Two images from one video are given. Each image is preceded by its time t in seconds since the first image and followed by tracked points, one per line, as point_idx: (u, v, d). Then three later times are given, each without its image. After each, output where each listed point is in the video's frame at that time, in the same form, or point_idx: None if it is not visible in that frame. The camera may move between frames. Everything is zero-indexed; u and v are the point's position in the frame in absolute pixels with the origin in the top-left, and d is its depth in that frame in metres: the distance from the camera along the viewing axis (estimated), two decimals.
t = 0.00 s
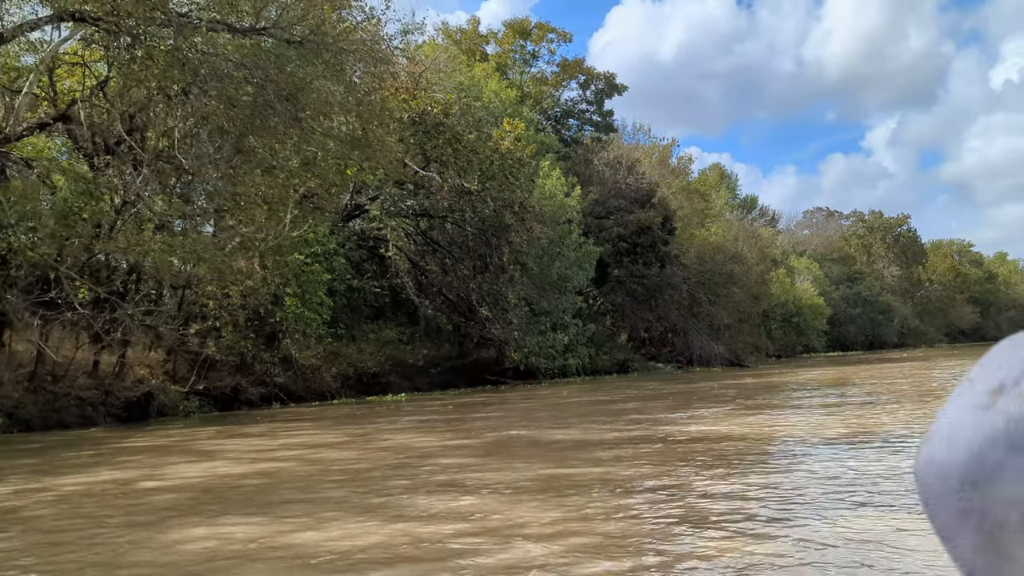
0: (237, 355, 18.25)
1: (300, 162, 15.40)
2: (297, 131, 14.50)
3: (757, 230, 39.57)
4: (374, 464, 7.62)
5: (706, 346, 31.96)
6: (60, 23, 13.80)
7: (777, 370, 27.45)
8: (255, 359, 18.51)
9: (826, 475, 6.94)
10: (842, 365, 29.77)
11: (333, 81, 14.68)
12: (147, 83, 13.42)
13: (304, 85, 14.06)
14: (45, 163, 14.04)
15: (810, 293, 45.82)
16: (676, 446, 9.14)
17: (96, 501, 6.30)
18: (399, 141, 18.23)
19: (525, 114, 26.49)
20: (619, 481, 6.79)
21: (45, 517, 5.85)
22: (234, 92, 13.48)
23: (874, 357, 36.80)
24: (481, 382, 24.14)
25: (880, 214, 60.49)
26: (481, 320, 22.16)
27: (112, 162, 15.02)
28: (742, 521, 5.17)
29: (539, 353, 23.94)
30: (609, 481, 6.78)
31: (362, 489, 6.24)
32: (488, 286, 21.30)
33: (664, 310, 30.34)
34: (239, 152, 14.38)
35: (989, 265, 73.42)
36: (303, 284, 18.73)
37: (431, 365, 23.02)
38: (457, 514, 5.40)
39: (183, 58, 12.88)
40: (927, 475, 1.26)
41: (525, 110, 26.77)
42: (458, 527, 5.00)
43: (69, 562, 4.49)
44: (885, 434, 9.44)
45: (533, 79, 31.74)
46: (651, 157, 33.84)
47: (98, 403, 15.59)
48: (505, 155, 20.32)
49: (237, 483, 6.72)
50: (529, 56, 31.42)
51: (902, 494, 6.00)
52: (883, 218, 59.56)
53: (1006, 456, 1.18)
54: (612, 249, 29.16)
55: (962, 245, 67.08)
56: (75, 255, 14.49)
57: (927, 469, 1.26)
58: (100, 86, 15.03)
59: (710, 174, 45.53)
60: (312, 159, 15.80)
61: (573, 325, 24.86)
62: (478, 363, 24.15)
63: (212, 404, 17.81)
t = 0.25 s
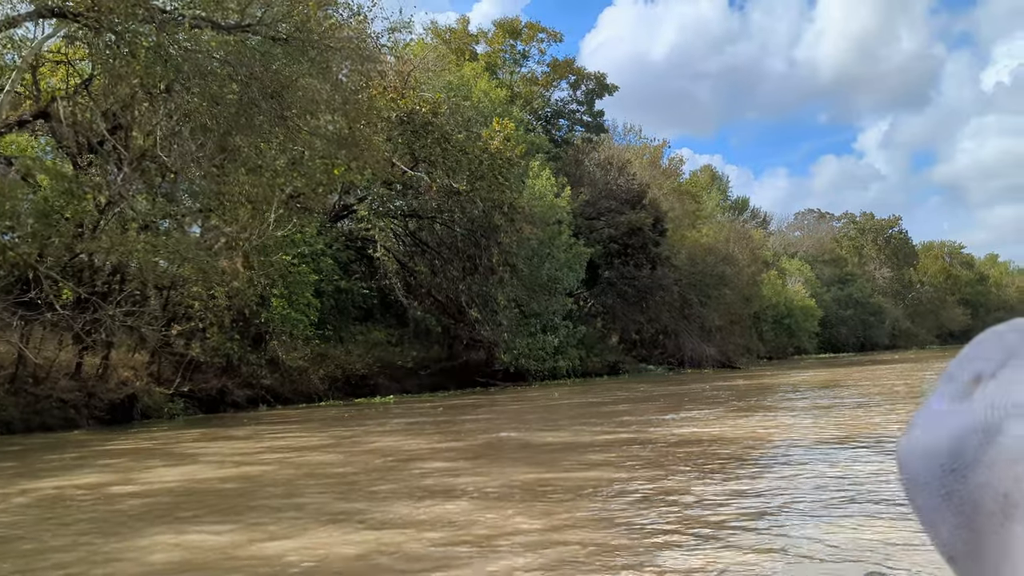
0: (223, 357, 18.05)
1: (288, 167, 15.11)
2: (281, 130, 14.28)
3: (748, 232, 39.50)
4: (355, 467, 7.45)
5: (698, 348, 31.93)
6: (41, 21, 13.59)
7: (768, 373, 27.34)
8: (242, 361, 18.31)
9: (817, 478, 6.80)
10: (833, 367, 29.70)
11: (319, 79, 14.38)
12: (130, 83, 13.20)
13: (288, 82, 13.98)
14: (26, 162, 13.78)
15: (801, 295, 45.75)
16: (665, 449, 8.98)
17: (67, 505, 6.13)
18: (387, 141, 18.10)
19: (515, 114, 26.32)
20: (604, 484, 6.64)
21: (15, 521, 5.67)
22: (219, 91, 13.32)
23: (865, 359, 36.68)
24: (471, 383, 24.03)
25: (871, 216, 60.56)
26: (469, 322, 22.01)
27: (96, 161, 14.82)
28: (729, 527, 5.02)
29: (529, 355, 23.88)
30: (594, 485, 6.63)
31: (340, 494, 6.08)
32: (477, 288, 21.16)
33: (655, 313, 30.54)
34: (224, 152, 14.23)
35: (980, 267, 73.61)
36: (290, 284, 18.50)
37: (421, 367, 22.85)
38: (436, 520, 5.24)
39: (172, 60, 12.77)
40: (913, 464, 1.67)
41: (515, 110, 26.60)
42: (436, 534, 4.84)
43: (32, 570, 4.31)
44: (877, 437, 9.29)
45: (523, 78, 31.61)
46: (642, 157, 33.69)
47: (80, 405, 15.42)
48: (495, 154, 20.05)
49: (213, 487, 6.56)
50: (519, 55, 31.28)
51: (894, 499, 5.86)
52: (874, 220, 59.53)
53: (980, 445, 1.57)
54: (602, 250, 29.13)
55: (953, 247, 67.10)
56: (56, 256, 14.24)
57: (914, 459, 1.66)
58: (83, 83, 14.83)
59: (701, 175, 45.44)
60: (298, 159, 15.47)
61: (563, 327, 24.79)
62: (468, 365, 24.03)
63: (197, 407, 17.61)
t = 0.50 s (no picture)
0: (207, 357, 17.88)
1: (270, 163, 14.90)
2: (262, 126, 13.97)
3: (738, 232, 39.42)
4: (332, 471, 7.26)
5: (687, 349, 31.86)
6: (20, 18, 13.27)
7: (757, 373, 27.23)
8: (226, 361, 18.12)
9: (806, 482, 6.64)
10: (822, 368, 29.63)
11: (303, 77, 14.06)
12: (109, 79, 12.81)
13: (268, 78, 13.58)
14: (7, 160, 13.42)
15: (791, 296, 45.78)
16: (652, 450, 8.81)
17: (30, 511, 5.93)
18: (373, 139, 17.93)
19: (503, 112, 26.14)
20: (588, 487, 6.46)
21: None
22: (200, 87, 12.99)
23: (855, 360, 36.62)
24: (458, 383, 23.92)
25: (861, 217, 60.61)
26: (457, 322, 21.78)
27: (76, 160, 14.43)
28: (713, 534, 4.85)
29: (517, 355, 23.75)
30: (577, 488, 6.45)
31: (313, 499, 5.89)
32: (465, 289, 20.94)
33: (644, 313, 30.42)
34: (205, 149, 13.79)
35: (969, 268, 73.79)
36: (274, 284, 18.21)
37: (408, 367, 22.71)
38: (410, 528, 5.05)
39: (155, 58, 12.52)
40: (896, 447, 1.64)
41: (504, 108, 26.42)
42: (408, 544, 4.65)
43: None
44: (868, 439, 9.14)
45: (512, 77, 31.44)
46: (631, 157, 33.56)
47: (60, 406, 15.12)
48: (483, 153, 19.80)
49: (183, 492, 6.36)
50: (508, 54, 31.17)
51: (885, 505, 5.69)
52: (864, 220, 59.66)
53: (965, 424, 1.56)
54: (591, 250, 29.01)
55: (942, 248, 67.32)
56: (34, 255, 13.95)
57: (896, 440, 1.64)
58: (64, 80, 14.32)
59: (691, 175, 45.35)
60: (283, 156, 15.29)
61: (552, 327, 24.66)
62: (456, 365, 23.88)
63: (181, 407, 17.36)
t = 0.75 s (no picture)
0: (192, 356, 17.64)
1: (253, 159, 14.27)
2: (247, 122, 13.35)
3: (728, 230, 39.40)
4: (311, 473, 7.07)
5: (677, 348, 31.82)
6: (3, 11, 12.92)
7: (747, 372, 27.21)
8: (211, 360, 17.89)
9: (798, 483, 6.47)
10: (813, 367, 29.60)
11: (288, 72, 13.76)
12: (91, 76, 12.00)
13: (253, 71, 13.02)
14: None
15: (781, 295, 45.85)
16: (640, 450, 8.65)
17: None
18: (360, 136, 17.80)
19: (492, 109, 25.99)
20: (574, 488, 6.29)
21: None
22: (183, 82, 12.37)
23: (846, 359, 36.63)
24: (446, 383, 23.83)
25: (851, 216, 60.72)
26: (445, 322, 21.60)
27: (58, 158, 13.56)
28: (699, 540, 4.67)
29: (506, 355, 23.66)
30: (563, 490, 6.27)
31: (287, 505, 5.69)
32: (454, 287, 20.83)
33: (634, 312, 30.32)
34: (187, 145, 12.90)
35: (959, 267, 74.03)
36: (260, 283, 17.97)
37: (397, 367, 22.58)
38: (385, 535, 4.85)
39: (134, 51, 11.74)
40: (894, 428, 1.43)
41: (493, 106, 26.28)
42: (381, 552, 4.46)
43: None
44: (859, 439, 9.00)
45: (502, 76, 31.31)
46: (621, 156, 33.46)
47: (40, 407, 14.83)
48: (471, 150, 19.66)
49: (153, 497, 6.16)
50: (497, 51, 31.05)
51: (879, 508, 5.52)
52: (853, 220, 59.82)
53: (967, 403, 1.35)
54: (581, 249, 28.95)
55: (931, 247, 67.56)
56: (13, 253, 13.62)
57: (896, 421, 1.43)
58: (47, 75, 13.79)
59: (682, 174, 45.32)
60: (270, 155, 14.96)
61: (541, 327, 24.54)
62: (445, 365, 23.74)
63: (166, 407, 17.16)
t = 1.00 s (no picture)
0: (176, 355, 17.39)
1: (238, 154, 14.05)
2: (229, 117, 13.17)
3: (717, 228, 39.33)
4: (284, 475, 6.85)
5: (666, 346, 31.75)
6: None
7: (736, 371, 27.12)
8: (195, 359, 17.69)
9: (787, 484, 6.29)
10: (801, 365, 29.55)
11: (273, 67, 13.71)
12: (68, 69, 11.63)
13: (235, 64, 12.81)
14: None
15: (770, 293, 45.86)
16: (626, 450, 8.47)
17: None
18: (346, 131, 17.61)
19: (480, 106, 25.80)
20: (556, 489, 6.09)
21: None
22: (164, 76, 12.01)
23: (835, 357, 36.62)
24: (434, 381, 23.69)
25: (840, 214, 60.79)
26: (433, 320, 21.57)
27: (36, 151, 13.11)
28: (682, 546, 4.48)
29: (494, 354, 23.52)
30: (544, 491, 6.09)
31: (259, 508, 5.50)
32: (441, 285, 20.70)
33: (623, 310, 30.20)
34: (169, 139, 12.67)
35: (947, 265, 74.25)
36: (244, 280, 17.78)
37: (385, 366, 22.43)
38: (354, 543, 4.64)
39: (113, 42, 11.38)
40: (904, 412, 1.31)
41: (481, 102, 26.09)
42: (350, 561, 4.26)
43: None
44: (849, 438, 8.83)
45: (490, 72, 31.13)
46: (610, 153, 33.33)
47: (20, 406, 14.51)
48: (458, 146, 19.49)
49: (117, 501, 5.94)
50: (485, 47, 30.86)
51: (871, 510, 5.34)
52: (842, 218, 59.93)
53: (975, 389, 1.27)
54: (570, 246, 28.85)
55: (920, 246, 67.76)
56: None
57: (904, 407, 1.31)
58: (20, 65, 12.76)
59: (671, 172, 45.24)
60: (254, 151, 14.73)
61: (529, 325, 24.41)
62: (432, 364, 23.62)
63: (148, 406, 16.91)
